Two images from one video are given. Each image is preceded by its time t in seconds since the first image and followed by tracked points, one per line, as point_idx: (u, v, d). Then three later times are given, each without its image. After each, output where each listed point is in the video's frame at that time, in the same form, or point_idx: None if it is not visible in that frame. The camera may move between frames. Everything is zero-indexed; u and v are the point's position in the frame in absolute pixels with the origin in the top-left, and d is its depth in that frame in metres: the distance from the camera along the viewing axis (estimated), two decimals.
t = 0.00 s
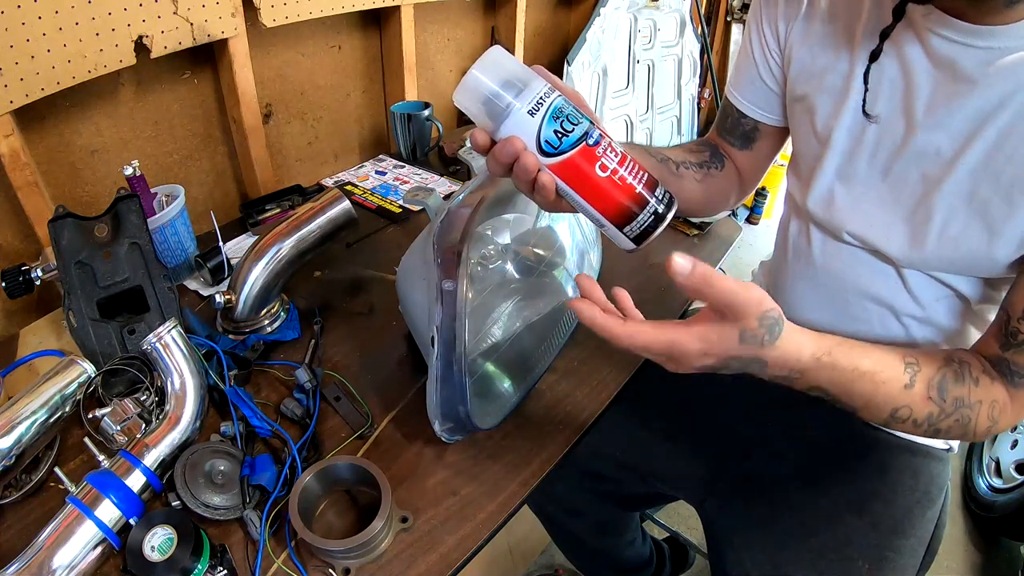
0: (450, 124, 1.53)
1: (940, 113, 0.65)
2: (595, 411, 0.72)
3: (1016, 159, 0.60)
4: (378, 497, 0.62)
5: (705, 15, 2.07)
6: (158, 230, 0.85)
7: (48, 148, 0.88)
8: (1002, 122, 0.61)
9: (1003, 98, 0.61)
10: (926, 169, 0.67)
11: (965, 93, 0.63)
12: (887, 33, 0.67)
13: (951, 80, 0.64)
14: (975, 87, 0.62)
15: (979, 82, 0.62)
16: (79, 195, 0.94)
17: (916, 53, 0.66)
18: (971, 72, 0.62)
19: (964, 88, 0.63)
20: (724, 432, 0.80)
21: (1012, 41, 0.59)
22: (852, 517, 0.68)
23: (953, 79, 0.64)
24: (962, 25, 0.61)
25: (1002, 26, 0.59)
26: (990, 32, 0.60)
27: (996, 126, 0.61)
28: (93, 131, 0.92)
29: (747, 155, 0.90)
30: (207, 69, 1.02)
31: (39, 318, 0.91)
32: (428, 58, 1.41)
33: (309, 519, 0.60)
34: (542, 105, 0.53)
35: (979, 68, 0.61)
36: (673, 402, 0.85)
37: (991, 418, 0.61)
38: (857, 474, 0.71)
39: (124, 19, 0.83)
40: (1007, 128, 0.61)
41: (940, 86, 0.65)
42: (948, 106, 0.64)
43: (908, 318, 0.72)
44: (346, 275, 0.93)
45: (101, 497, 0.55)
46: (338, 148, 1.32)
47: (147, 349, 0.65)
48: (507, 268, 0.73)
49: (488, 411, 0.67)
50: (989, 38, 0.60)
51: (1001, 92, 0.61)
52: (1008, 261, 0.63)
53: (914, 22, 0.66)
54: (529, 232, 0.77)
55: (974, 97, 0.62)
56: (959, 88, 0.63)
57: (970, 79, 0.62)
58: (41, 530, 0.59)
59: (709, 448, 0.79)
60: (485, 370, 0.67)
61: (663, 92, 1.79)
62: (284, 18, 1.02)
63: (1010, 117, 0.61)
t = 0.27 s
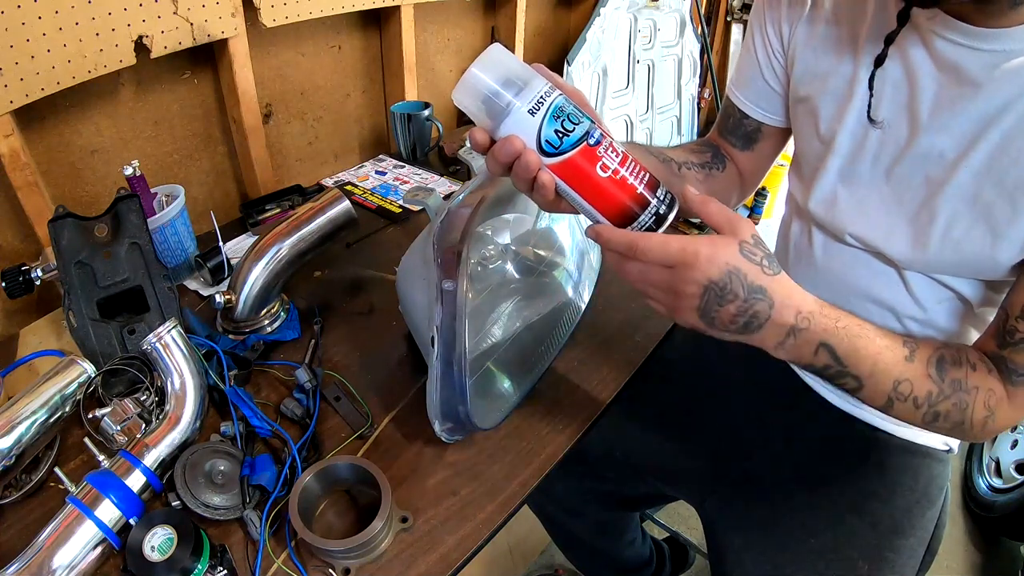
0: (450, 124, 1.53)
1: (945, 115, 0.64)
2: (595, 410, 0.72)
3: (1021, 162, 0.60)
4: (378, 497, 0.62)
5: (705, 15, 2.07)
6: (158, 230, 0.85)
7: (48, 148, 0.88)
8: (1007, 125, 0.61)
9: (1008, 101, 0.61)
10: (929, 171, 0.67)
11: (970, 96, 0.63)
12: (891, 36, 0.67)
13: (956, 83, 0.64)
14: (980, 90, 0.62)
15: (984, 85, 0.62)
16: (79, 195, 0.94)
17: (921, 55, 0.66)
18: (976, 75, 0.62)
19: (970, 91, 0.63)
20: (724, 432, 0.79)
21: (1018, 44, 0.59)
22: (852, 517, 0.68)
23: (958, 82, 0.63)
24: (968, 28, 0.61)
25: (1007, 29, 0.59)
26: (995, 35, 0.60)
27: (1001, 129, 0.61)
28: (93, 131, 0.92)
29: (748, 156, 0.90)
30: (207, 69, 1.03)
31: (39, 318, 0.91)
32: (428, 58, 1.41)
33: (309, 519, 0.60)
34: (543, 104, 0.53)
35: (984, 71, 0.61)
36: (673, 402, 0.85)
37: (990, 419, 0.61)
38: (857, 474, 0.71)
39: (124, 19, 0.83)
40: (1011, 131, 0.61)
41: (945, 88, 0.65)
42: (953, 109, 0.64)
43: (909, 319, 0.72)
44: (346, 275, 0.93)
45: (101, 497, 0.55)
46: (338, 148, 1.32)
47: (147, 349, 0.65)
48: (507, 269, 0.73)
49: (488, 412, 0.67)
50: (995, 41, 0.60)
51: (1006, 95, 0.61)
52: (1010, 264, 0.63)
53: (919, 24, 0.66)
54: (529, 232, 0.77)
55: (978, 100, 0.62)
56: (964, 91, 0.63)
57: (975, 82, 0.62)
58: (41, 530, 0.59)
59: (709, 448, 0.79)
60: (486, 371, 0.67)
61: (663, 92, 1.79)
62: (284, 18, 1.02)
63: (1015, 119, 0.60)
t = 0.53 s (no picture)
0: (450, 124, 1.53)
1: (946, 115, 0.64)
2: (595, 410, 0.72)
3: (1022, 162, 0.60)
4: (378, 497, 0.62)
5: (705, 15, 2.07)
6: (158, 230, 0.85)
7: (48, 148, 0.88)
8: (1008, 125, 0.61)
9: (1009, 101, 0.61)
10: (930, 171, 0.67)
11: (971, 96, 0.63)
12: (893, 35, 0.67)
13: (957, 82, 0.64)
14: (981, 90, 0.62)
15: (985, 85, 0.62)
16: (79, 195, 0.94)
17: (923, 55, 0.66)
18: (977, 75, 0.62)
19: (971, 91, 0.63)
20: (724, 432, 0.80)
21: (1019, 44, 0.59)
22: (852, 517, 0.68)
23: (959, 82, 0.63)
24: (969, 28, 0.61)
25: (1008, 29, 0.59)
26: (996, 36, 0.60)
27: (1002, 129, 0.61)
28: (93, 131, 0.92)
29: (750, 155, 0.90)
30: (207, 69, 1.03)
31: (39, 318, 0.91)
32: (428, 58, 1.41)
33: (309, 519, 0.60)
34: (543, 98, 0.53)
35: (986, 71, 0.61)
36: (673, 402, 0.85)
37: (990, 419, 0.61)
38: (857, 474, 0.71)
39: (124, 19, 0.83)
40: (1012, 130, 0.61)
41: (946, 88, 0.65)
42: (954, 109, 0.64)
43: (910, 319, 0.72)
44: (346, 275, 0.93)
45: (101, 497, 0.55)
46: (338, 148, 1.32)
47: (147, 349, 0.65)
48: (507, 269, 0.73)
49: (488, 412, 0.67)
50: (996, 41, 0.60)
51: (1007, 95, 0.61)
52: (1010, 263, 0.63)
53: (921, 24, 0.66)
54: (529, 232, 0.77)
55: (979, 100, 0.62)
56: (965, 91, 0.63)
57: (976, 82, 0.62)
58: (41, 530, 0.59)
59: (709, 448, 0.79)
60: (486, 371, 0.67)
61: (663, 92, 1.79)
62: (284, 18, 1.02)
63: (1016, 120, 0.60)
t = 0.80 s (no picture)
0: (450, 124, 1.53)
1: (947, 113, 0.64)
2: (595, 410, 0.72)
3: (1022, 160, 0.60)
4: (378, 497, 0.62)
5: (705, 15, 2.07)
6: (158, 230, 0.85)
7: (48, 148, 0.88)
8: (1009, 124, 0.61)
9: (1010, 99, 0.61)
10: (930, 169, 0.67)
11: (972, 94, 0.63)
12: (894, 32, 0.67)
13: (958, 81, 0.64)
14: (982, 88, 0.62)
15: (986, 84, 0.62)
16: (79, 195, 0.94)
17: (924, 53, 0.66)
18: (978, 74, 0.62)
19: (972, 89, 0.63)
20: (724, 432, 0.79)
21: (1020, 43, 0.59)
22: (852, 517, 0.68)
23: (960, 80, 0.63)
24: (970, 26, 0.61)
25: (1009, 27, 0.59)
26: (998, 34, 0.60)
27: (1003, 127, 0.61)
28: (93, 131, 0.92)
29: (749, 154, 0.90)
30: (207, 69, 1.03)
31: (39, 318, 0.91)
32: (428, 58, 1.41)
33: (309, 520, 0.60)
34: (548, 93, 0.53)
35: (987, 70, 0.61)
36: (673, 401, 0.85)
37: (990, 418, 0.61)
38: (857, 474, 0.71)
39: (124, 19, 0.83)
40: (1013, 129, 0.61)
41: (947, 86, 0.65)
42: (955, 107, 0.64)
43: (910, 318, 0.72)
44: (346, 275, 0.93)
45: (101, 497, 0.55)
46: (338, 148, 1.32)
47: (147, 349, 0.65)
48: (507, 269, 0.73)
49: (488, 412, 0.67)
50: (997, 40, 0.60)
51: (1008, 94, 0.61)
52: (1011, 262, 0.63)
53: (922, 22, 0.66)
54: (529, 232, 0.77)
55: (980, 98, 0.62)
56: (966, 89, 0.63)
57: (977, 81, 0.62)
58: (41, 530, 0.59)
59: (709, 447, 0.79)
60: (486, 370, 0.67)
61: (663, 92, 1.79)
62: (284, 18, 1.02)
63: (1017, 118, 0.60)
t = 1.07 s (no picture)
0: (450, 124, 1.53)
1: (946, 114, 0.64)
2: (595, 410, 0.72)
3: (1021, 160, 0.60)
4: (378, 497, 0.62)
5: (705, 15, 2.07)
6: (158, 230, 0.85)
7: (48, 148, 0.88)
8: (1008, 124, 0.61)
9: (1009, 100, 0.61)
10: (930, 170, 0.67)
11: (971, 94, 0.63)
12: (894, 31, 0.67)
13: (957, 81, 0.64)
14: (981, 89, 0.62)
15: (985, 84, 0.62)
16: (79, 195, 0.94)
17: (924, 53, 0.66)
18: (977, 74, 0.62)
19: (971, 89, 0.63)
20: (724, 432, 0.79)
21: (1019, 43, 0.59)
22: (852, 517, 0.68)
23: (959, 81, 0.63)
24: (968, 27, 0.61)
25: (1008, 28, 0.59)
26: (997, 35, 0.60)
27: (1002, 127, 0.61)
28: (93, 131, 0.92)
29: (752, 156, 0.90)
30: (207, 69, 1.03)
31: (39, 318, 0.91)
32: (428, 58, 1.41)
33: (309, 520, 0.60)
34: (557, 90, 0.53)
35: (986, 70, 0.61)
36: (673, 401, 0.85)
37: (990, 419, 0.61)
38: (857, 473, 0.71)
39: (124, 19, 0.83)
40: (1012, 129, 0.61)
41: (946, 87, 0.65)
42: (954, 107, 0.64)
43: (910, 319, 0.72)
44: (346, 275, 0.93)
45: (101, 497, 0.55)
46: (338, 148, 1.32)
47: (147, 349, 0.65)
48: (507, 268, 0.73)
49: (488, 412, 0.67)
50: (996, 40, 0.60)
51: (1007, 94, 0.61)
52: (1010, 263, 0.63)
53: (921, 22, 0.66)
54: (529, 232, 0.77)
55: (979, 99, 0.62)
56: (965, 89, 0.63)
57: (976, 81, 0.62)
58: (41, 530, 0.59)
59: (708, 447, 0.79)
60: (486, 370, 0.67)
61: (663, 92, 1.79)
62: (284, 18, 1.02)
63: (1016, 118, 0.60)
